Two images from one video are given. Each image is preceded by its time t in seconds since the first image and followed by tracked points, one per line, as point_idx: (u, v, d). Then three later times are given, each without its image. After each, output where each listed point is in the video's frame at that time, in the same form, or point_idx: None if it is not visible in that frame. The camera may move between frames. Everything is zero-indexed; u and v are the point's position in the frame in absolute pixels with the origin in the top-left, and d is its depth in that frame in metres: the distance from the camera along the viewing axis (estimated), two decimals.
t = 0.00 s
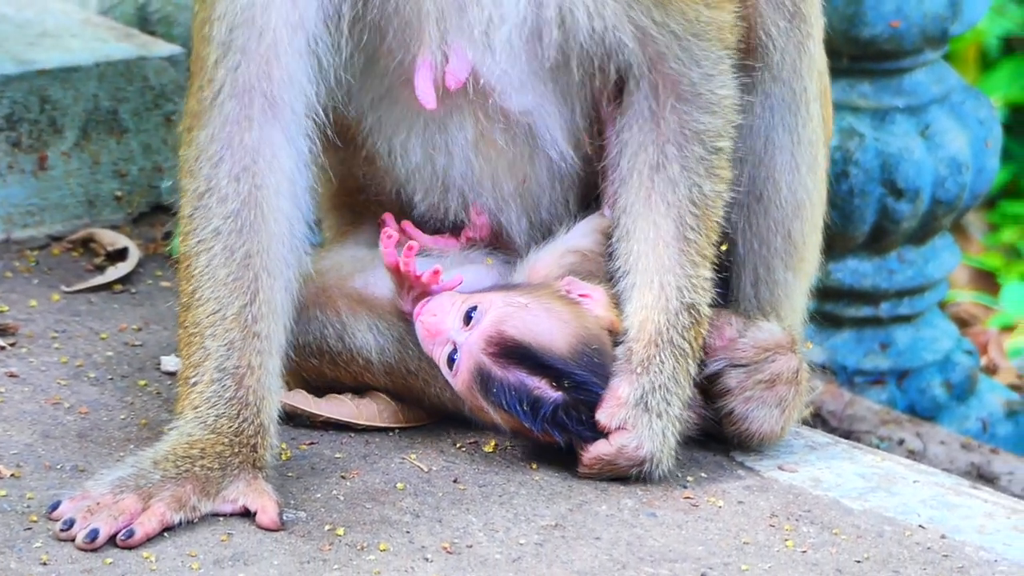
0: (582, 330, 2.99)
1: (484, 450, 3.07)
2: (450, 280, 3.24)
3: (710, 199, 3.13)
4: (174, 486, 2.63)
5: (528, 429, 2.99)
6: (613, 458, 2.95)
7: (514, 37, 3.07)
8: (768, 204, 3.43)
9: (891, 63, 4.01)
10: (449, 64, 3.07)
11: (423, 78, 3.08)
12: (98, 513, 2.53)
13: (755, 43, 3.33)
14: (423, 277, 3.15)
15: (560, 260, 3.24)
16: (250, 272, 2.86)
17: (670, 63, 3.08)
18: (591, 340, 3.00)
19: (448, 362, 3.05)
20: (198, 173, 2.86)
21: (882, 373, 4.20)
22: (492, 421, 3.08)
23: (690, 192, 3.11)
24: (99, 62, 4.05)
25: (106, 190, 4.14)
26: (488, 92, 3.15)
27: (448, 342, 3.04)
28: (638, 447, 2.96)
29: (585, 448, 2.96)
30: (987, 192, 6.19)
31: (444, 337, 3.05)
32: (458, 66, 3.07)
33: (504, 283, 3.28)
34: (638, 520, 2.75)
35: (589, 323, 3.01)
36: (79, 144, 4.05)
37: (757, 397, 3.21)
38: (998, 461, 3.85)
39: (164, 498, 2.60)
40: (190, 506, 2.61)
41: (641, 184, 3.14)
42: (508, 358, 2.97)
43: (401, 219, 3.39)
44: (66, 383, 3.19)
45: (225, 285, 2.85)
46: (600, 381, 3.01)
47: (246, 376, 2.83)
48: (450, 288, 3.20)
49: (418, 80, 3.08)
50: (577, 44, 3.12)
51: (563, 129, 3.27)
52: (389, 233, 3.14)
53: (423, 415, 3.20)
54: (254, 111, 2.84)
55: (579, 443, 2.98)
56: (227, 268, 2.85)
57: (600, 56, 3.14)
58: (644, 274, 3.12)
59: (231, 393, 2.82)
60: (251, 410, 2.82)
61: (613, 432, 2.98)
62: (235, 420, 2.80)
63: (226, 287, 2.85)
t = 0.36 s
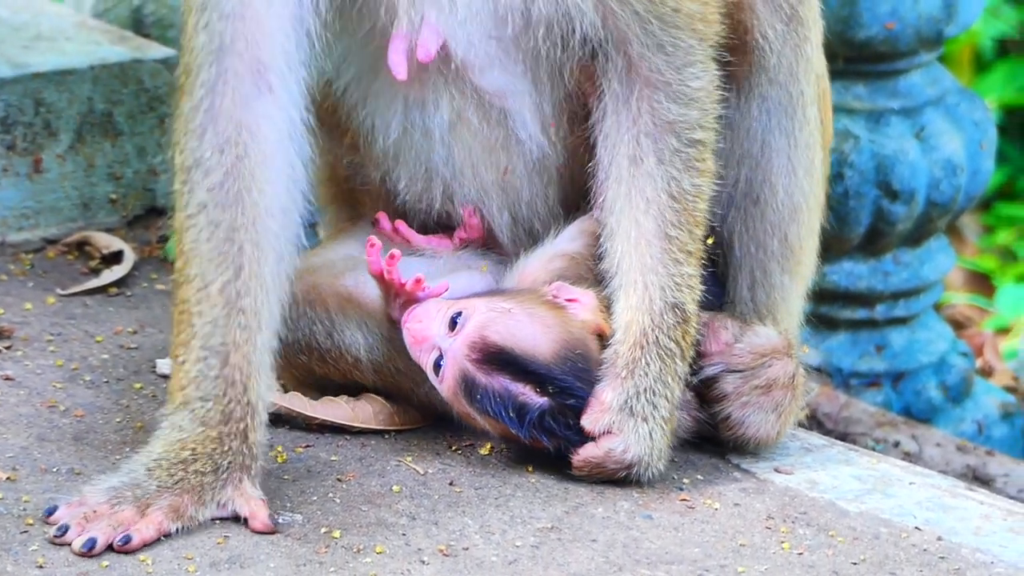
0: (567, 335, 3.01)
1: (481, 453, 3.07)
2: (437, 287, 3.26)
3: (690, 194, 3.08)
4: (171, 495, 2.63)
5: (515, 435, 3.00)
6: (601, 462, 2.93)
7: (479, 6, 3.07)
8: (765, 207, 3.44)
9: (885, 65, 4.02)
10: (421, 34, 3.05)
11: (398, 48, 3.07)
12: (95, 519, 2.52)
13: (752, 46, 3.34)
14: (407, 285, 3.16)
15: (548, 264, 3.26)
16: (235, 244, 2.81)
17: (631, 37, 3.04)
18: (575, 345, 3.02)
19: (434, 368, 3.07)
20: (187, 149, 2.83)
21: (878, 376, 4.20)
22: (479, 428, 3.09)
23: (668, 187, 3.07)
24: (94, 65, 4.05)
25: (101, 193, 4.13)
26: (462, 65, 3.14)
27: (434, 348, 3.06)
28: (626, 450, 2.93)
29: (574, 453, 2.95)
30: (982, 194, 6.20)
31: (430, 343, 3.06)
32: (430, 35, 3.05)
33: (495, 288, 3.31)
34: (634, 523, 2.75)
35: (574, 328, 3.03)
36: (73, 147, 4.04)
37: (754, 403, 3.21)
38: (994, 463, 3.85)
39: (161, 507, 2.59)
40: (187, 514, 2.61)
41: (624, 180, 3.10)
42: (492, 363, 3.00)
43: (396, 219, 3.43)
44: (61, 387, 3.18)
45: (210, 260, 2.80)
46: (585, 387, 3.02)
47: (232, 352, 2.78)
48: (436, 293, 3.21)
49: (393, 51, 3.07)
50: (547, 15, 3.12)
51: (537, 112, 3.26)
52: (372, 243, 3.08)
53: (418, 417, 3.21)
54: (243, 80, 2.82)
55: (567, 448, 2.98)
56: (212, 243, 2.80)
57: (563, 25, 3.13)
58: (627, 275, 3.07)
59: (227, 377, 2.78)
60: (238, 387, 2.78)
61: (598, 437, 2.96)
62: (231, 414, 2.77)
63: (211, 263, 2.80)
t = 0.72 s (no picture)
0: (556, 335, 3.02)
1: (476, 453, 3.07)
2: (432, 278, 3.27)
3: (679, 191, 3.06)
4: (158, 497, 2.62)
5: (498, 432, 3.02)
6: (577, 463, 2.92)
7: None
8: (766, 206, 3.45)
9: (881, 67, 4.02)
10: (421, 18, 3.11)
11: (399, 32, 3.13)
12: (89, 521, 2.52)
13: (760, 42, 3.35)
14: (402, 276, 3.21)
15: (544, 259, 3.26)
16: (206, 211, 2.89)
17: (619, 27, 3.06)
18: (564, 345, 3.02)
19: (422, 361, 3.10)
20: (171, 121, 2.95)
21: (873, 377, 4.20)
22: (465, 422, 3.12)
23: (656, 185, 3.05)
24: (90, 65, 4.04)
25: (96, 193, 4.13)
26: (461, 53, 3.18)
27: (423, 341, 3.09)
28: (600, 451, 2.92)
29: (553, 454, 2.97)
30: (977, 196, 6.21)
31: (419, 336, 3.10)
32: (429, 21, 3.11)
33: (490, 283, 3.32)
34: (630, 524, 2.75)
35: (564, 327, 3.03)
36: (69, 147, 4.04)
37: (749, 405, 3.21)
38: (989, 465, 3.85)
39: (153, 508, 2.59)
40: (179, 512, 2.61)
41: (617, 175, 3.08)
42: (479, 359, 3.02)
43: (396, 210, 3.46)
44: (56, 387, 3.17)
45: (181, 225, 2.89)
46: (571, 388, 3.02)
47: (195, 314, 2.83)
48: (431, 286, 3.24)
49: (393, 35, 3.13)
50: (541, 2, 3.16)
51: (540, 97, 3.27)
52: (369, 232, 3.13)
53: (413, 418, 3.22)
54: (234, 52, 2.95)
55: (547, 448, 2.99)
56: (190, 209, 2.89)
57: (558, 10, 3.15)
58: (617, 273, 3.05)
59: (193, 343, 2.81)
60: (200, 349, 2.81)
61: (577, 438, 2.95)
62: (196, 384, 2.79)
63: (183, 228, 2.89)
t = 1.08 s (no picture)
0: (553, 336, 3.03)
1: (476, 454, 3.07)
2: (430, 280, 3.27)
3: (677, 192, 3.06)
4: (154, 495, 2.62)
5: (496, 432, 3.03)
6: (575, 463, 2.92)
7: None
8: (767, 206, 3.45)
9: (880, 68, 4.03)
10: (422, 20, 3.12)
11: (400, 33, 3.14)
12: (90, 522, 2.52)
13: (762, 44, 3.37)
14: (399, 278, 3.21)
15: (544, 259, 3.27)
16: (195, 207, 2.90)
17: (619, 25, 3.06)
18: (560, 346, 3.03)
19: (421, 362, 3.11)
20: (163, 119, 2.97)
21: (872, 378, 4.21)
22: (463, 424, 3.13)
23: (654, 184, 3.05)
24: (89, 66, 4.04)
25: (96, 194, 4.13)
26: (463, 54, 3.19)
27: (421, 342, 3.10)
28: (598, 451, 2.92)
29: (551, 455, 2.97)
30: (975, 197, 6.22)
31: (418, 336, 3.11)
32: (430, 22, 3.11)
33: (490, 284, 3.32)
34: (629, 525, 2.75)
35: (561, 329, 3.04)
36: (69, 148, 4.04)
37: (748, 406, 3.22)
38: (988, 466, 3.86)
39: (150, 507, 2.59)
40: (176, 509, 2.61)
41: (616, 176, 3.08)
42: (477, 360, 3.03)
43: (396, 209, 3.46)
44: (57, 388, 3.18)
45: (169, 221, 2.90)
46: (567, 389, 3.02)
47: (180, 307, 2.84)
48: (428, 287, 3.25)
49: (394, 37, 3.14)
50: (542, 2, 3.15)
51: (541, 95, 3.27)
52: (366, 234, 3.14)
53: (415, 419, 3.22)
54: (229, 53, 2.96)
55: (544, 449, 2.98)
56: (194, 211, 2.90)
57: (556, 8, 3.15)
58: (615, 273, 3.05)
59: (177, 336, 2.82)
60: (184, 343, 2.82)
61: (575, 438, 2.95)
62: (182, 378, 2.79)
63: (177, 226, 2.90)
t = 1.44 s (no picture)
0: (553, 336, 3.03)
1: (481, 456, 3.07)
2: (433, 279, 3.27)
3: (676, 190, 3.06)
4: (157, 497, 2.62)
5: (496, 433, 3.02)
6: (575, 463, 2.92)
7: None
8: (772, 207, 3.44)
9: (884, 69, 4.03)
10: (429, 13, 3.12)
11: (407, 29, 3.13)
12: (95, 525, 2.52)
13: (767, 45, 3.38)
14: (402, 277, 3.21)
15: (548, 257, 3.27)
16: (193, 208, 2.90)
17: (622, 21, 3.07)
18: (560, 346, 3.03)
19: (422, 362, 3.12)
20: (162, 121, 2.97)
21: (877, 379, 4.20)
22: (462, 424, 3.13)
23: (653, 182, 3.05)
24: (93, 69, 4.04)
25: (100, 197, 4.13)
26: (470, 48, 3.19)
27: (422, 342, 3.11)
28: (597, 450, 2.91)
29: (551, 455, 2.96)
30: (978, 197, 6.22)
31: (418, 336, 3.11)
32: (438, 14, 3.12)
33: (493, 283, 3.33)
34: (635, 527, 2.75)
35: (560, 329, 3.04)
36: (73, 151, 4.05)
37: (753, 408, 3.23)
38: (993, 467, 3.85)
39: (153, 508, 2.59)
40: (179, 509, 2.61)
41: (617, 176, 3.08)
42: (476, 360, 3.03)
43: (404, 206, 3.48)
44: (62, 391, 3.18)
45: (166, 222, 2.90)
46: (566, 388, 3.02)
47: (178, 307, 2.84)
48: (432, 287, 3.25)
49: (401, 33, 3.14)
50: None
51: (549, 96, 3.27)
52: (371, 232, 3.15)
53: (422, 422, 3.22)
54: (230, 55, 2.96)
55: (544, 449, 2.98)
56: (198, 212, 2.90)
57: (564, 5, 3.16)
58: (615, 272, 3.05)
59: (174, 336, 2.82)
60: (181, 343, 2.82)
61: (574, 437, 2.94)
62: (179, 376, 2.79)
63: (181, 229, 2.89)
